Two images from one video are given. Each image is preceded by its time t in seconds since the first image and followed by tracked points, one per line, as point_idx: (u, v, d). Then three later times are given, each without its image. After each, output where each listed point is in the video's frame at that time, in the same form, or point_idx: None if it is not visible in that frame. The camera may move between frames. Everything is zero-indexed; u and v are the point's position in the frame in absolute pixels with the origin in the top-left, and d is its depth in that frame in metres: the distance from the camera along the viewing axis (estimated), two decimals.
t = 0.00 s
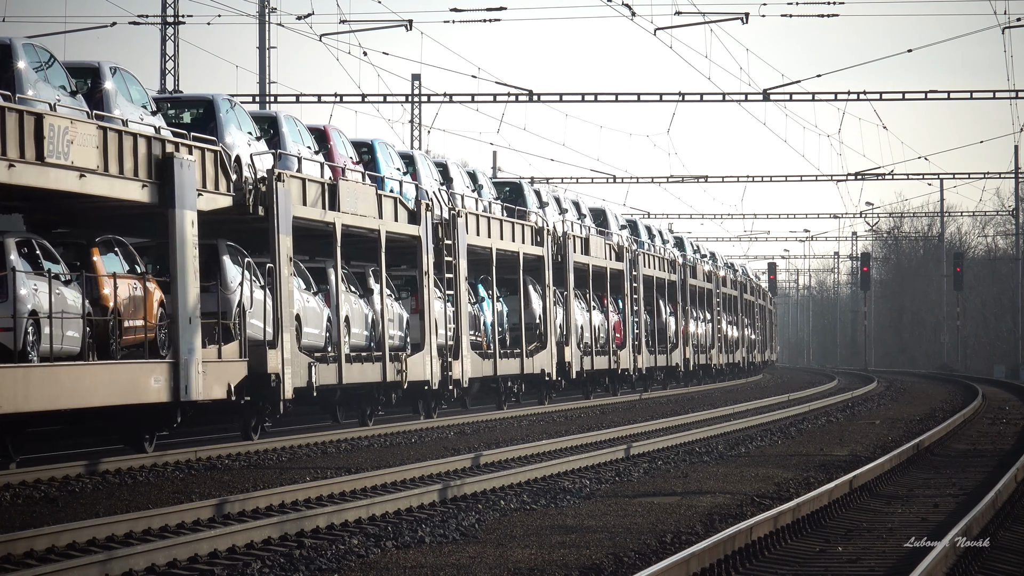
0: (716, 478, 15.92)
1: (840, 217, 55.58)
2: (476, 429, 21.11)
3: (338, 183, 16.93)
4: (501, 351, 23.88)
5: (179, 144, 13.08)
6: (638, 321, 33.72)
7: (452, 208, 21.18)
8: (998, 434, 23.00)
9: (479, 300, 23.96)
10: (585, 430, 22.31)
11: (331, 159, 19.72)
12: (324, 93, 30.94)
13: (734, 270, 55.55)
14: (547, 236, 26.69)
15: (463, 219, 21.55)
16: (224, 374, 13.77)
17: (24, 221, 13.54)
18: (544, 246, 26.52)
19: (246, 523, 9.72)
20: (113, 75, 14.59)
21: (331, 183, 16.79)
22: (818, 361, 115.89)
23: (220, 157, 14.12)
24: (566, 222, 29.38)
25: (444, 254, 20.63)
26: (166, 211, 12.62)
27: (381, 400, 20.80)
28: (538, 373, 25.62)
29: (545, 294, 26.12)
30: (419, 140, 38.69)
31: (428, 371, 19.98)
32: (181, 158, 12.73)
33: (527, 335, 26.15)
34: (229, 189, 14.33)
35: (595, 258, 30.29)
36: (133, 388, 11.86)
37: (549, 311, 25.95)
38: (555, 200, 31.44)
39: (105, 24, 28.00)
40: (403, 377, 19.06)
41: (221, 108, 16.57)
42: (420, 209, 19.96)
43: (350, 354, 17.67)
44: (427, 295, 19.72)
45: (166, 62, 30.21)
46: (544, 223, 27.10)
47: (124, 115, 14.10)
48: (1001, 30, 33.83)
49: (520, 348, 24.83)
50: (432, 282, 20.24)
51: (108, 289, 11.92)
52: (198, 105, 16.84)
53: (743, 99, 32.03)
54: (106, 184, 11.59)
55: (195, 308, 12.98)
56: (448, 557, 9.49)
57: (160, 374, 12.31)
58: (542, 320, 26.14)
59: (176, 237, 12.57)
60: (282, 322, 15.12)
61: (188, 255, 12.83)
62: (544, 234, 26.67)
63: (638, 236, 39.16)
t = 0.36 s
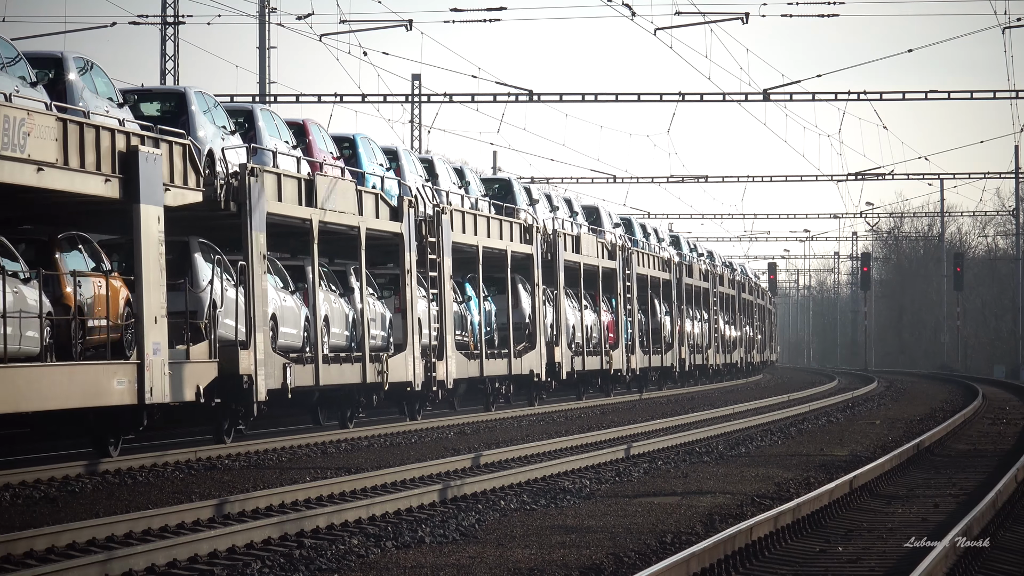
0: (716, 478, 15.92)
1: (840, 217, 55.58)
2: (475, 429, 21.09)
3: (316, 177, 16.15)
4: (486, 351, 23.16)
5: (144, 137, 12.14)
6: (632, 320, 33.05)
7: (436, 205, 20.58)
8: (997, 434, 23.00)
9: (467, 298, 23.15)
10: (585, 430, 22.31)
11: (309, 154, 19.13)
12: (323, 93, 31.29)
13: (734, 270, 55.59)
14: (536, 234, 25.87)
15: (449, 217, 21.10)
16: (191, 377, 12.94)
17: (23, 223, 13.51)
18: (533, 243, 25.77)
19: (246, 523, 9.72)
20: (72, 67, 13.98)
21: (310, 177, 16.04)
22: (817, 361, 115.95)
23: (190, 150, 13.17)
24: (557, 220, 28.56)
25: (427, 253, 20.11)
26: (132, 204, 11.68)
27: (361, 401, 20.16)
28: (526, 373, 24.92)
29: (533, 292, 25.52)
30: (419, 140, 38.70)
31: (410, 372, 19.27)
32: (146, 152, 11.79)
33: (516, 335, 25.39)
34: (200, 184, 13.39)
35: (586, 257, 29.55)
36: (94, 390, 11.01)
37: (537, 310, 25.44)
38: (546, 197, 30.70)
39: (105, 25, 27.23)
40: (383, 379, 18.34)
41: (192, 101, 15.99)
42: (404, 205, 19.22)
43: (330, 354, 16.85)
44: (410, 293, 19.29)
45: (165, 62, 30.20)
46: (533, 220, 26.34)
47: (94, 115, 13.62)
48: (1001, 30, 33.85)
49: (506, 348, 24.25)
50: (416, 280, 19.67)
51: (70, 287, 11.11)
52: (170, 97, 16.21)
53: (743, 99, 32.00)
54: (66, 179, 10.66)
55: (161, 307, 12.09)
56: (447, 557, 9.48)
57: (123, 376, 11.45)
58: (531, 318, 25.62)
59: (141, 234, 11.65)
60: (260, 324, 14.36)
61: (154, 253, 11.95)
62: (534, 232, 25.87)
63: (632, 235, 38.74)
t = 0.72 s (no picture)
0: (716, 478, 15.92)
1: (840, 216, 55.58)
2: (474, 429, 21.07)
3: (292, 172, 15.56)
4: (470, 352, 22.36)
5: (106, 130, 11.76)
6: (625, 320, 32.40)
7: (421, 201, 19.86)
8: (997, 434, 22.99)
9: (454, 296, 22.57)
10: (585, 430, 22.30)
11: (287, 148, 19.05)
12: (323, 93, 30.52)
13: (733, 270, 55.60)
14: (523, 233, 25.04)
15: (433, 213, 20.35)
16: (157, 378, 12.37)
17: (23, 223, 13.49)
18: (521, 241, 25.06)
19: (246, 523, 9.72)
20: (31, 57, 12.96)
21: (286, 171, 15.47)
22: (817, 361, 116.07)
23: (156, 143, 12.76)
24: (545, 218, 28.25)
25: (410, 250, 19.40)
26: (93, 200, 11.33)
27: (341, 404, 19.50)
28: (514, 374, 24.29)
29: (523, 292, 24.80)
30: (418, 139, 38.70)
31: (392, 373, 18.68)
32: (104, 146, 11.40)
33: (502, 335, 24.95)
34: (166, 178, 12.87)
35: (578, 255, 28.83)
36: (52, 393, 10.64)
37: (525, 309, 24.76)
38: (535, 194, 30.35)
39: (104, 24, 27.02)
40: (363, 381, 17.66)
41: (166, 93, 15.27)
42: (386, 201, 18.54)
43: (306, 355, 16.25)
44: (391, 292, 18.62)
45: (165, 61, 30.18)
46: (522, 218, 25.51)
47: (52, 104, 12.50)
48: (1001, 30, 33.86)
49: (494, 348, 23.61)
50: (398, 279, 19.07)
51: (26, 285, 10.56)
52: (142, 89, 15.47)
53: (743, 100, 31.62)
54: (21, 172, 10.40)
55: (124, 305, 11.72)
56: (448, 557, 9.49)
57: (84, 376, 11.04)
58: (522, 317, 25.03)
59: (104, 231, 11.29)
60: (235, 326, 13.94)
61: (116, 249, 11.54)
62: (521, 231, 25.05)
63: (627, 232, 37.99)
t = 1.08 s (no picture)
0: (716, 478, 15.91)
1: (840, 216, 55.58)
2: (474, 429, 21.08)
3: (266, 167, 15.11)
4: (452, 351, 21.88)
5: (66, 122, 11.36)
6: (618, 319, 32.06)
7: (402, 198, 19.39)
8: (998, 434, 22.99)
9: (439, 295, 22.15)
10: (585, 430, 22.29)
11: (264, 143, 18.52)
12: (323, 94, 31.27)
13: (733, 270, 55.63)
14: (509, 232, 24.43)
15: (415, 210, 19.81)
16: (120, 379, 11.99)
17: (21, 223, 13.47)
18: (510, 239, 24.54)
19: (246, 522, 9.72)
20: None
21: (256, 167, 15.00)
22: (818, 362, 116.10)
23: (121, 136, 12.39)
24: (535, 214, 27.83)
25: (391, 247, 18.97)
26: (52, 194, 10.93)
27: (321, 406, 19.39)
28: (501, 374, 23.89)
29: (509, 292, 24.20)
30: (418, 139, 38.76)
31: (372, 374, 18.17)
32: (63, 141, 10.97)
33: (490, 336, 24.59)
34: (131, 172, 12.57)
35: (568, 253, 28.41)
36: (8, 394, 10.25)
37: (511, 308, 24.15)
38: (525, 191, 30.05)
39: (104, 24, 27.98)
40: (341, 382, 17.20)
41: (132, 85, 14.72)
42: (365, 198, 18.13)
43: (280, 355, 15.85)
44: (372, 291, 18.14)
45: (166, 62, 30.17)
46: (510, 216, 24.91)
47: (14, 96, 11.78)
48: (1000, 30, 33.90)
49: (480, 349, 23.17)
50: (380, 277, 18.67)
51: None
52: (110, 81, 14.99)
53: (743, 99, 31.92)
54: None
55: (84, 304, 11.28)
56: (448, 557, 9.49)
57: (42, 379, 10.66)
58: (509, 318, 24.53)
59: (62, 227, 10.91)
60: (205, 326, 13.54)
61: (75, 247, 11.14)
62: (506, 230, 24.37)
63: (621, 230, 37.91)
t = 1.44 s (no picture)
0: (715, 478, 17.48)
1: (841, 216, 57.00)
2: (521, 424, 21.92)
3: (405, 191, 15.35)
4: (559, 350, 21.87)
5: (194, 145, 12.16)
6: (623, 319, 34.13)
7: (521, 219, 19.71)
8: (996, 434, 24.53)
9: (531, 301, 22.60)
10: (584, 430, 23.73)
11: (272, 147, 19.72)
12: (323, 93, 29.94)
13: (731, 270, 57.11)
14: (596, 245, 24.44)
15: (531, 230, 20.13)
16: (256, 378, 12.24)
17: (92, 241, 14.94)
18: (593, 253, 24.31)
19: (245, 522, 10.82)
20: (178, 97, 12.79)
21: (360, 172, 15.35)
22: (817, 360, 117.57)
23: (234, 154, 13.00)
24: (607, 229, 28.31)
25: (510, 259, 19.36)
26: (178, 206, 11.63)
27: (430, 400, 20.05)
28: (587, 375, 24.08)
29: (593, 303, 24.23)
30: (418, 140, 40.04)
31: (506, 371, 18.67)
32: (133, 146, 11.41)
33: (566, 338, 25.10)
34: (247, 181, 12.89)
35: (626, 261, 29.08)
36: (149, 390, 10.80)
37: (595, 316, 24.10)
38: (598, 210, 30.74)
39: (105, 25, 28.29)
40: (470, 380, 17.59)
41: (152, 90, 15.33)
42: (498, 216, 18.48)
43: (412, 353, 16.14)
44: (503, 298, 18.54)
45: (166, 63, 31.61)
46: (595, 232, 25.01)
47: (200, 138, 12.51)
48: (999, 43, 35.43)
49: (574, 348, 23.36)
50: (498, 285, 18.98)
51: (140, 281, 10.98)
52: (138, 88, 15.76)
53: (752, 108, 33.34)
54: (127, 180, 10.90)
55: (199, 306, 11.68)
56: (445, 557, 10.83)
57: (187, 377, 11.04)
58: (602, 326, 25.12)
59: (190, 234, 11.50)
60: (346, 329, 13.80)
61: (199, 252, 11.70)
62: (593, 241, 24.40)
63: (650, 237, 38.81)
